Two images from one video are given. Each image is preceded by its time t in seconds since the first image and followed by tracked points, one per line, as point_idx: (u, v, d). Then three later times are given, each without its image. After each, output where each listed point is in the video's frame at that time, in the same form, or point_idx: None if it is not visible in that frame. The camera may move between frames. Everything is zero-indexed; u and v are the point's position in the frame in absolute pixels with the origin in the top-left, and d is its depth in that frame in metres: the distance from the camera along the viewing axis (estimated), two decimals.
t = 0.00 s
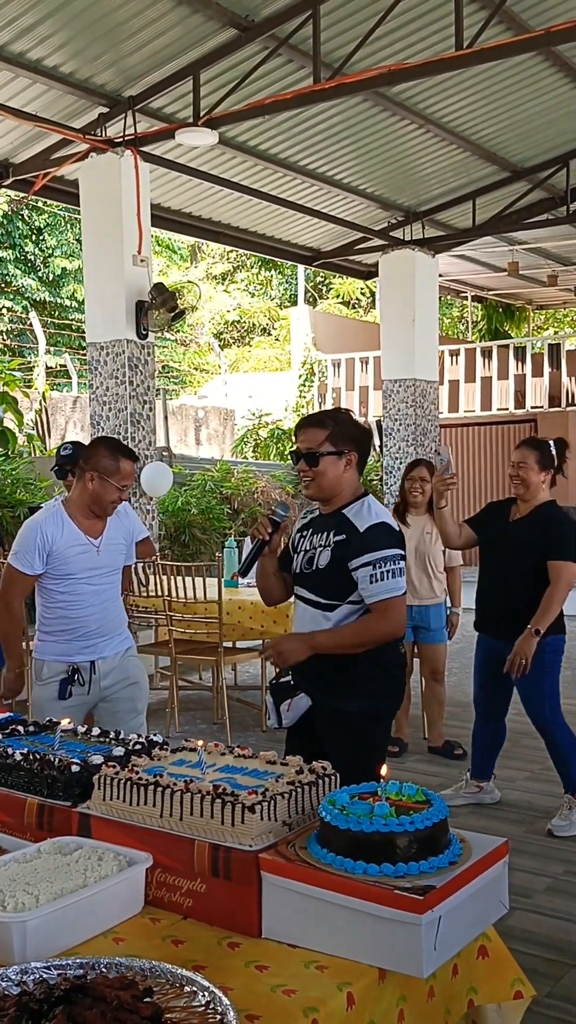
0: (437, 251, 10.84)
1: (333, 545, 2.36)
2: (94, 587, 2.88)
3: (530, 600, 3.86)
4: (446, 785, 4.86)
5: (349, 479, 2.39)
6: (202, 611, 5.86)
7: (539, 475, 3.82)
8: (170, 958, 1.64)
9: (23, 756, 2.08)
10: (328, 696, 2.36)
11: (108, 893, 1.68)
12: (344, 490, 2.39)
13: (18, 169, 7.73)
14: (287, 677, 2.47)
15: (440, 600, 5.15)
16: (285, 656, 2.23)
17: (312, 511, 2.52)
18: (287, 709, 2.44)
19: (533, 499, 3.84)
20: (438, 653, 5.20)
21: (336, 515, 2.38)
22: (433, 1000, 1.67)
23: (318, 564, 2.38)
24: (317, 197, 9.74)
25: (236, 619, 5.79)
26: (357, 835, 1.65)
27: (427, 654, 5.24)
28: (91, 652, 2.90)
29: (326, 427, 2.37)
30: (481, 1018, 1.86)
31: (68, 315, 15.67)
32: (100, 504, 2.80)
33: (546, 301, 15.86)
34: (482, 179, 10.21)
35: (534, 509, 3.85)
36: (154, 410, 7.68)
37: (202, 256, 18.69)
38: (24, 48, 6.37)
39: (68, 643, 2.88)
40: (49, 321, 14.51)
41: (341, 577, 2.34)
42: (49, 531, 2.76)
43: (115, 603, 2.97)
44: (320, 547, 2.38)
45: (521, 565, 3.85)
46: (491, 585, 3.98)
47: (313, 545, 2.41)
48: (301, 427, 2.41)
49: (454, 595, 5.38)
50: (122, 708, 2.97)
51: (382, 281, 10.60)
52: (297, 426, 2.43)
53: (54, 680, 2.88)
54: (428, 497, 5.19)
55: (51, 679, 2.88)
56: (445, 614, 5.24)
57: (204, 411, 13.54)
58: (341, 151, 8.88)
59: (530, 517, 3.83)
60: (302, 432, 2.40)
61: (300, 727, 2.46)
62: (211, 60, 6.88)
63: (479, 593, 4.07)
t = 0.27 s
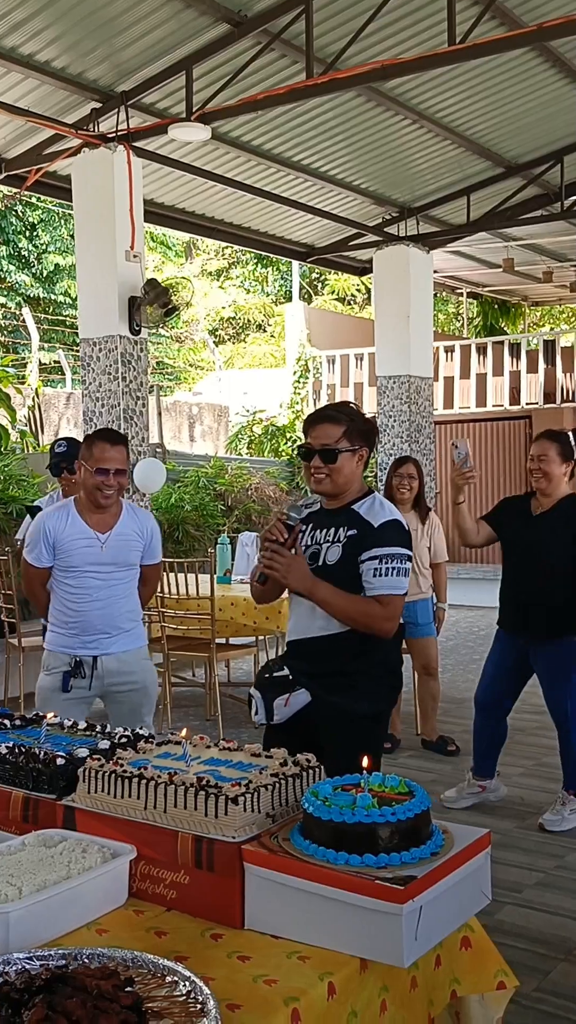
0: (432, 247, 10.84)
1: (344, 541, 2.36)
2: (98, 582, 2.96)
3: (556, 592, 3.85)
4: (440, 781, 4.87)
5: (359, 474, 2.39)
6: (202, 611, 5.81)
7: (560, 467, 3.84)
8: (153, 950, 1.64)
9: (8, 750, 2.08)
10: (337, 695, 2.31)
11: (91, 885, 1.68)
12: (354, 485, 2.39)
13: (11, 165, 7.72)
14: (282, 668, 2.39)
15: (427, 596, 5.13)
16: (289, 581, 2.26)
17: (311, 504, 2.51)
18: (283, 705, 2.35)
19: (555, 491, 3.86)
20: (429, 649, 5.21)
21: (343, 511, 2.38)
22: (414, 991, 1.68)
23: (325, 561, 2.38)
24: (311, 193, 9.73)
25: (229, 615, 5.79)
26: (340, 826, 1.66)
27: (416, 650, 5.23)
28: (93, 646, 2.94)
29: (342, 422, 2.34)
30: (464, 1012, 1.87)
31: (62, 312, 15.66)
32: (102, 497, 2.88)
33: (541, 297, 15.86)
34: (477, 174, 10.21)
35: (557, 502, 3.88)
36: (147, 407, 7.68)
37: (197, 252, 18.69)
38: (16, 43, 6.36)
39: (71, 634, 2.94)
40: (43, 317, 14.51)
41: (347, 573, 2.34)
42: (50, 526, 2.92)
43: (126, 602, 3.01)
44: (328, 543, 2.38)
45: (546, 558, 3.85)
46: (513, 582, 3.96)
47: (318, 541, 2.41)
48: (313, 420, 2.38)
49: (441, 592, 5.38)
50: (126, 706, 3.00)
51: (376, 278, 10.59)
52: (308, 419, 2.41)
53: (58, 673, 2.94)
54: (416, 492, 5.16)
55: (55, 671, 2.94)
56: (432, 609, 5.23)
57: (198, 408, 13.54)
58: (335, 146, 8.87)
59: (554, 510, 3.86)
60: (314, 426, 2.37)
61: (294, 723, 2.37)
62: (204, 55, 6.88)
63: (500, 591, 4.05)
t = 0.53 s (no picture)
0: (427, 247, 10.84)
1: (349, 548, 2.36)
2: (115, 583, 3.10)
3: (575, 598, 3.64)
4: (437, 781, 4.88)
5: (362, 480, 2.40)
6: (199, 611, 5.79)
7: None
8: (153, 958, 1.64)
9: (6, 756, 2.07)
10: (337, 699, 2.33)
11: (90, 893, 1.68)
12: (356, 490, 2.40)
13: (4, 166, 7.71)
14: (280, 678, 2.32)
15: (425, 596, 5.10)
16: (296, 583, 2.28)
17: (304, 503, 2.50)
18: (284, 713, 2.26)
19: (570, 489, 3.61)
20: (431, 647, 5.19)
21: (346, 517, 2.38)
22: (415, 996, 1.68)
23: (328, 567, 2.37)
24: (306, 193, 9.72)
25: (225, 617, 5.78)
26: (339, 832, 1.66)
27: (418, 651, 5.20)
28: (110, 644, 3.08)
29: (346, 428, 2.35)
30: (464, 1016, 1.87)
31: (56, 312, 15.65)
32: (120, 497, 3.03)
33: (536, 296, 15.87)
34: (471, 173, 10.21)
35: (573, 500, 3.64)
36: (142, 407, 7.68)
37: (192, 252, 18.68)
38: (9, 43, 6.34)
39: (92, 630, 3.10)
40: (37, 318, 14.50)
41: (352, 579, 2.35)
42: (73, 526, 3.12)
43: (144, 602, 3.12)
44: (331, 548, 2.38)
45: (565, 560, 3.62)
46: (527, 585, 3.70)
47: (318, 546, 2.40)
48: (315, 426, 2.38)
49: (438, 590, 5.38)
50: (141, 704, 3.11)
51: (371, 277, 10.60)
52: (310, 424, 2.40)
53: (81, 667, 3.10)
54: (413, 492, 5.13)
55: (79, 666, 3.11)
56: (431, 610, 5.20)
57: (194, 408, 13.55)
58: (329, 146, 8.87)
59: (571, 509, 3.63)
60: (317, 432, 2.36)
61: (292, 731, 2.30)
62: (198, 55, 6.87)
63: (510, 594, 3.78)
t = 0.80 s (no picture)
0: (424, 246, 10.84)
1: (346, 549, 2.34)
2: (122, 582, 3.14)
3: None
4: (437, 782, 4.87)
5: (353, 480, 2.37)
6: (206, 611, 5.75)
7: None
8: (163, 960, 1.62)
9: (13, 758, 2.06)
10: (342, 700, 2.32)
11: (98, 896, 1.67)
12: (349, 491, 2.37)
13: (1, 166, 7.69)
14: (283, 679, 2.35)
15: (437, 596, 5.14)
16: (295, 586, 2.25)
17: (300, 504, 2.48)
18: (289, 713, 2.30)
19: None
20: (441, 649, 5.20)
21: (341, 518, 2.37)
22: (426, 998, 1.67)
23: (326, 569, 2.37)
24: (303, 193, 9.72)
25: (225, 618, 5.76)
26: (348, 834, 1.65)
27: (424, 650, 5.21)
28: (116, 643, 3.11)
29: (330, 431, 2.30)
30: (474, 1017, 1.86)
31: (51, 312, 15.63)
32: (131, 494, 3.08)
33: (532, 296, 15.88)
34: (469, 173, 10.20)
35: None
36: (140, 407, 7.67)
37: (188, 252, 18.66)
38: (7, 43, 6.33)
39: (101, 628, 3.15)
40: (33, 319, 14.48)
41: (351, 581, 2.34)
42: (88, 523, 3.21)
43: (150, 602, 3.13)
44: (328, 550, 2.37)
45: None
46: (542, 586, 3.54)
47: (315, 549, 2.39)
48: (299, 430, 2.34)
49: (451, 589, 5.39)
50: (146, 705, 3.12)
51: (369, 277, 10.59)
52: (294, 429, 2.36)
53: (93, 664, 3.16)
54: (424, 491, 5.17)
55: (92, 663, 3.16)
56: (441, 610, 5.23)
57: (191, 408, 13.56)
58: (327, 146, 8.86)
59: None
60: (301, 436, 2.33)
61: (299, 731, 2.32)
62: (195, 54, 6.86)
63: (521, 596, 3.60)
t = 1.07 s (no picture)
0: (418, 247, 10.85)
1: (339, 546, 2.34)
2: (122, 581, 3.16)
3: None
4: (435, 782, 4.87)
5: (344, 478, 2.37)
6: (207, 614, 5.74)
7: None
8: (172, 962, 1.62)
9: (19, 759, 2.06)
10: (337, 703, 2.31)
11: (107, 898, 1.67)
12: (341, 490, 2.37)
13: None
14: (277, 681, 2.36)
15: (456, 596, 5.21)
16: (285, 583, 2.24)
17: (296, 507, 2.49)
18: (282, 716, 2.31)
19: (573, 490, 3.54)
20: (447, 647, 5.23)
21: (334, 516, 2.36)
22: (435, 999, 1.67)
23: (319, 567, 2.36)
24: (298, 193, 9.72)
25: (221, 618, 5.75)
26: (358, 834, 1.65)
27: (433, 646, 5.27)
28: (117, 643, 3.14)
29: (317, 430, 2.31)
30: (482, 1017, 1.86)
31: (45, 312, 15.60)
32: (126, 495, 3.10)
33: (525, 297, 15.91)
34: (463, 174, 10.21)
35: None
36: (135, 407, 7.66)
37: (181, 252, 18.65)
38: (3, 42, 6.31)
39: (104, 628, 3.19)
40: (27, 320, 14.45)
41: (344, 578, 2.33)
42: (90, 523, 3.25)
43: (150, 601, 3.14)
44: (321, 548, 2.36)
45: None
46: (542, 588, 3.54)
47: (309, 547, 2.39)
48: (288, 430, 2.35)
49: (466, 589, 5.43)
50: (147, 704, 3.13)
51: (364, 278, 10.59)
52: (284, 430, 2.37)
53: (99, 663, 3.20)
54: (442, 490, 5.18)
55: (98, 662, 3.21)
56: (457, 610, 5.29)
57: (185, 409, 13.56)
58: (322, 146, 8.86)
59: None
60: (291, 436, 2.34)
61: (295, 733, 2.33)
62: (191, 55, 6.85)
63: (522, 599, 3.60)
